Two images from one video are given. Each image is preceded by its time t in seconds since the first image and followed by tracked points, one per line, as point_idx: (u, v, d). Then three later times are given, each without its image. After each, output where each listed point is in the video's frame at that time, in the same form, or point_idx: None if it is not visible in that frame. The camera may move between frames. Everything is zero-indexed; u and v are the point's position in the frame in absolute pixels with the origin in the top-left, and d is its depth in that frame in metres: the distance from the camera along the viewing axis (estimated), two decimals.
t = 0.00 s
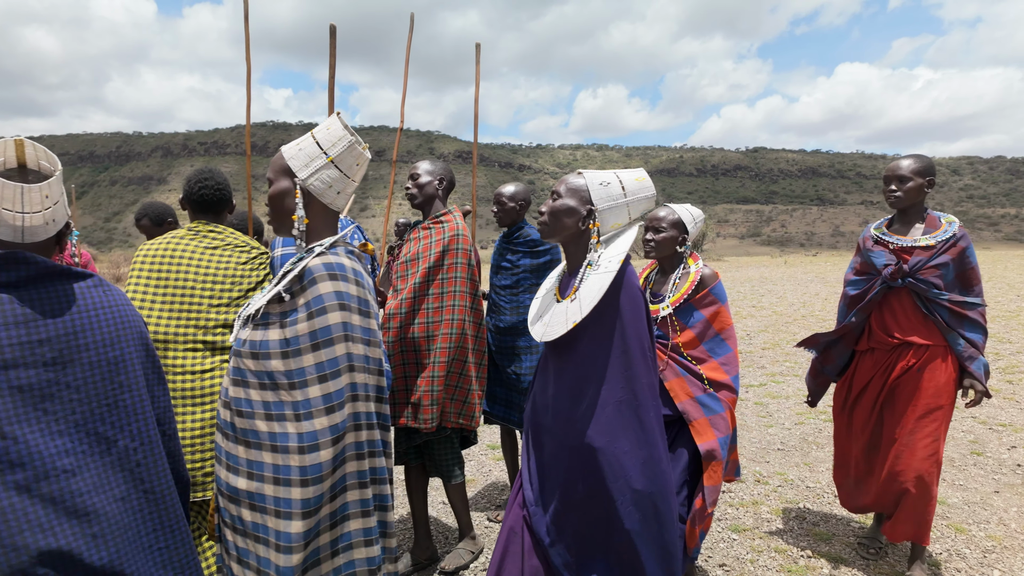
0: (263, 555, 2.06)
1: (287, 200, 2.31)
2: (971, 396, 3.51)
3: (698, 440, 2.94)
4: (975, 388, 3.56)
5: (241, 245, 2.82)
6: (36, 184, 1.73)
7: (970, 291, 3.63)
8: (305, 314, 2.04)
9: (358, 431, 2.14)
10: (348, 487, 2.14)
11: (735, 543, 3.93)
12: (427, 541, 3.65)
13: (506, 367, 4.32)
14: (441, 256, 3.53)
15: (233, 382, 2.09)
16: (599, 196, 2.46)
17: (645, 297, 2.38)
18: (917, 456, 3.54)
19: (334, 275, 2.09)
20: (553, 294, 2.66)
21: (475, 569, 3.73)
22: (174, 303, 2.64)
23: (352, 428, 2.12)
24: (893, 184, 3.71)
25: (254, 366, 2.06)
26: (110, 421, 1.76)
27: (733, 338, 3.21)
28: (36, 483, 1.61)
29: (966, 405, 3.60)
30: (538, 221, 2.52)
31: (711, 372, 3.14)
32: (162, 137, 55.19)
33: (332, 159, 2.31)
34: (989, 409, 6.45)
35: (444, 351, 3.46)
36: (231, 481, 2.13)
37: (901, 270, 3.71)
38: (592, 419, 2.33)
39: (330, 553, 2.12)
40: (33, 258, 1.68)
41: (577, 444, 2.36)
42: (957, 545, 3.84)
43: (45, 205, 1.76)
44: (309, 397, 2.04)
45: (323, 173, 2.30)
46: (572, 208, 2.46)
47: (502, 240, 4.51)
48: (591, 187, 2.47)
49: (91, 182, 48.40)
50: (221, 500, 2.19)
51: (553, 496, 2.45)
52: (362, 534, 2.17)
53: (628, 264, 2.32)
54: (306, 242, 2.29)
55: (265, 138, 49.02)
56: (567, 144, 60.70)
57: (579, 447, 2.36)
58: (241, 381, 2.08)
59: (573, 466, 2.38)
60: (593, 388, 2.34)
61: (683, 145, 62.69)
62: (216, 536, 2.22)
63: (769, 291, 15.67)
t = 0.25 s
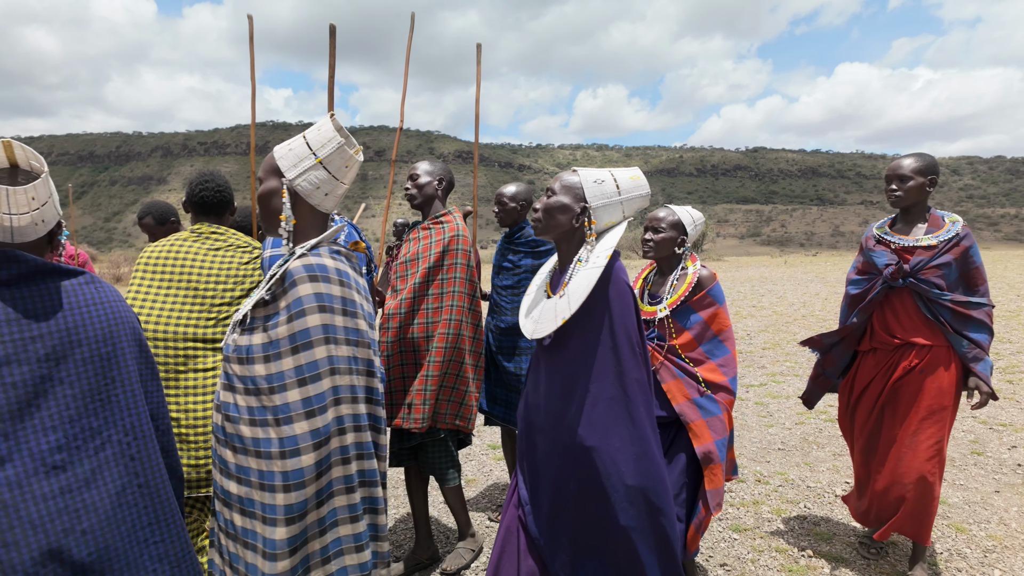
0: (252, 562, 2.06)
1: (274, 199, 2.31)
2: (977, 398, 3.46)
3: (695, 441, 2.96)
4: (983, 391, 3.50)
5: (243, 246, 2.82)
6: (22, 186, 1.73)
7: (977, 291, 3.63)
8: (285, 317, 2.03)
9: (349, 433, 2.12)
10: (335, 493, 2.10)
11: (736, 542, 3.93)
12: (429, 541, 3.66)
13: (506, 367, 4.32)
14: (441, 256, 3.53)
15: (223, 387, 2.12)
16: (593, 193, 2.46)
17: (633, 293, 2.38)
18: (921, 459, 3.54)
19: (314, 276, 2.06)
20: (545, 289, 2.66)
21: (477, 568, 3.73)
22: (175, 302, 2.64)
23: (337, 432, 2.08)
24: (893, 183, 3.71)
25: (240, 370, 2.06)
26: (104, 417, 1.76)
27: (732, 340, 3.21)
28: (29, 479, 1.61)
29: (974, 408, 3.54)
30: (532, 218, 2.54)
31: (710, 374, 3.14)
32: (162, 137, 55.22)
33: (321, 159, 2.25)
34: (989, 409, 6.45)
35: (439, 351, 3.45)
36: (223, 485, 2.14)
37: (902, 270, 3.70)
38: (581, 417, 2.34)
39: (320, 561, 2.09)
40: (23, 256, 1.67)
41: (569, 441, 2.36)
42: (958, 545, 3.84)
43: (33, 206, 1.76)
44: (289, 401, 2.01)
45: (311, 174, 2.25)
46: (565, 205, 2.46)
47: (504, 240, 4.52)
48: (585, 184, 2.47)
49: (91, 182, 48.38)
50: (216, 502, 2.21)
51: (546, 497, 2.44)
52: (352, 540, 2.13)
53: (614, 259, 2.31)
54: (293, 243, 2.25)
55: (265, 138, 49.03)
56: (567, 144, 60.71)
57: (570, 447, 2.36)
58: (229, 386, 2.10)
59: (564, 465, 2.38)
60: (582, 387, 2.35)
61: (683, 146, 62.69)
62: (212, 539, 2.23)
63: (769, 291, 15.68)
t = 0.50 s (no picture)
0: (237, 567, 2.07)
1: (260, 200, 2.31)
2: (983, 399, 3.42)
3: (690, 444, 3.00)
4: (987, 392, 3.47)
5: (244, 247, 2.81)
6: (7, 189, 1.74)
7: (982, 291, 3.59)
8: (263, 318, 2.03)
9: (336, 434, 2.10)
10: (319, 497, 2.07)
11: (737, 542, 3.94)
12: (430, 540, 3.66)
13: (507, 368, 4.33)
14: (441, 257, 3.53)
15: (212, 390, 2.14)
16: (585, 191, 2.47)
17: (619, 290, 2.36)
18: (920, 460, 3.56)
19: (293, 276, 2.04)
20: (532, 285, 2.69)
21: (478, 567, 3.74)
22: (174, 300, 2.65)
23: (320, 433, 2.06)
24: (895, 183, 3.72)
25: (225, 373, 2.08)
26: (95, 412, 1.75)
27: (729, 341, 3.19)
28: (19, 474, 1.61)
29: (980, 410, 3.50)
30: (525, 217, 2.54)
31: (706, 376, 3.14)
32: (162, 137, 55.23)
33: (304, 159, 2.23)
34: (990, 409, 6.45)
35: (435, 350, 3.44)
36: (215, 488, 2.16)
37: (903, 271, 3.69)
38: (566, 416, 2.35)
39: (306, 567, 2.06)
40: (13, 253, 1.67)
41: (555, 440, 2.36)
42: (958, 545, 3.84)
43: (19, 208, 1.77)
44: (266, 403, 2.01)
45: (295, 174, 2.24)
46: (558, 203, 2.46)
47: (505, 241, 4.53)
48: (578, 182, 2.48)
49: (91, 182, 48.38)
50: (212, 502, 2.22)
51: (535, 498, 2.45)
52: (339, 545, 2.10)
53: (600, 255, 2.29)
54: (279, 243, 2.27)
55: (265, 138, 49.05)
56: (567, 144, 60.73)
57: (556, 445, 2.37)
58: (216, 389, 2.12)
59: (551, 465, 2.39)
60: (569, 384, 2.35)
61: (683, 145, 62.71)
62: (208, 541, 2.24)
63: (769, 291, 15.69)
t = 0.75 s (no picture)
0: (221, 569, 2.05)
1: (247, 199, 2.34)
2: (988, 400, 3.40)
3: (685, 443, 3.01)
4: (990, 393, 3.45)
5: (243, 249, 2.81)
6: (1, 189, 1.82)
7: (986, 292, 3.57)
8: (248, 316, 2.03)
9: (322, 434, 2.10)
10: (303, 498, 2.06)
11: (738, 542, 3.94)
12: (431, 540, 3.66)
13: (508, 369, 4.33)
14: (441, 257, 3.53)
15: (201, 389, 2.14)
16: (579, 190, 2.48)
17: (609, 285, 2.40)
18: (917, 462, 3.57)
19: (275, 274, 2.04)
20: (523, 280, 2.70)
21: (479, 567, 3.74)
22: (175, 298, 2.67)
23: (303, 431, 2.06)
24: (896, 183, 3.72)
25: (213, 371, 2.08)
26: (87, 407, 1.75)
27: (725, 341, 3.19)
28: (8, 469, 1.61)
29: (984, 411, 3.47)
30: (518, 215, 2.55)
31: (701, 375, 3.13)
32: (162, 137, 55.22)
33: (286, 157, 2.22)
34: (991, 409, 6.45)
35: (432, 349, 3.43)
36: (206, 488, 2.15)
37: (903, 271, 3.70)
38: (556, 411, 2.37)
39: (290, 570, 2.04)
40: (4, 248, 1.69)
41: (548, 435, 2.39)
42: (960, 545, 3.84)
43: (9, 210, 1.84)
44: (248, 401, 2.01)
45: (278, 172, 2.23)
46: (551, 201, 2.47)
47: (506, 242, 4.54)
48: (571, 181, 2.49)
49: (91, 182, 48.37)
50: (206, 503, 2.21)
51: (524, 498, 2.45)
52: (325, 547, 2.09)
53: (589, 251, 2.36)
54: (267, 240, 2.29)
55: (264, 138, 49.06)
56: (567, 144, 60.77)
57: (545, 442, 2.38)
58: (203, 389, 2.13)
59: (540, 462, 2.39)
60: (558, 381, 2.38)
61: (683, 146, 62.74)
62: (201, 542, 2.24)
63: (769, 291, 15.69)
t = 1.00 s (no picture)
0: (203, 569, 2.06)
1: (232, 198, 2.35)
2: (989, 400, 3.39)
3: (681, 440, 3.04)
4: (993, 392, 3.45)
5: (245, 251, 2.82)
6: None
7: (990, 292, 3.57)
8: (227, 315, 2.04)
9: (306, 434, 2.10)
10: (282, 498, 2.05)
11: (740, 542, 3.94)
12: (431, 540, 3.66)
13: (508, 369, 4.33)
14: (441, 257, 3.53)
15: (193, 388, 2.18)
16: (570, 194, 2.47)
17: (601, 288, 2.40)
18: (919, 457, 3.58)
19: (253, 272, 2.04)
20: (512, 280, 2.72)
21: (480, 566, 3.74)
22: (176, 299, 2.69)
23: (282, 430, 2.05)
24: (898, 182, 3.72)
25: (200, 369, 2.11)
26: (74, 403, 1.86)
27: (722, 338, 3.18)
28: None
29: (986, 411, 3.46)
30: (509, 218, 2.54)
31: (697, 372, 3.14)
32: (162, 137, 55.24)
33: (269, 156, 2.25)
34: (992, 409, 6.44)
35: (431, 349, 3.43)
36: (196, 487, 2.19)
37: (903, 271, 3.70)
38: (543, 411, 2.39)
39: (270, 569, 2.04)
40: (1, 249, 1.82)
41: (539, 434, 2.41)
42: (961, 544, 3.85)
43: None
44: (225, 399, 2.02)
45: (261, 171, 2.26)
46: (541, 204, 2.45)
47: (506, 242, 4.54)
48: (562, 185, 2.48)
49: (91, 182, 48.38)
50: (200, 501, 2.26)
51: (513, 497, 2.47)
52: (305, 547, 2.08)
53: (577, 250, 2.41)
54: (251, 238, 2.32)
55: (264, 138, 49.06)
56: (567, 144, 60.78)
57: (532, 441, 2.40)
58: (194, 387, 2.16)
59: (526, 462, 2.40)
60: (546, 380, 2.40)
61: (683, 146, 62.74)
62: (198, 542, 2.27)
63: (770, 291, 15.69)
